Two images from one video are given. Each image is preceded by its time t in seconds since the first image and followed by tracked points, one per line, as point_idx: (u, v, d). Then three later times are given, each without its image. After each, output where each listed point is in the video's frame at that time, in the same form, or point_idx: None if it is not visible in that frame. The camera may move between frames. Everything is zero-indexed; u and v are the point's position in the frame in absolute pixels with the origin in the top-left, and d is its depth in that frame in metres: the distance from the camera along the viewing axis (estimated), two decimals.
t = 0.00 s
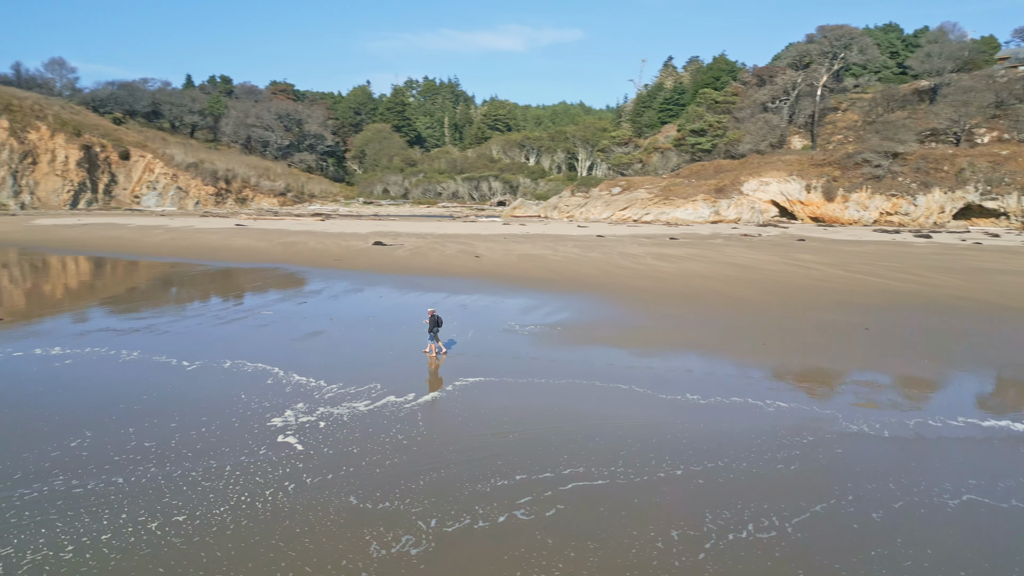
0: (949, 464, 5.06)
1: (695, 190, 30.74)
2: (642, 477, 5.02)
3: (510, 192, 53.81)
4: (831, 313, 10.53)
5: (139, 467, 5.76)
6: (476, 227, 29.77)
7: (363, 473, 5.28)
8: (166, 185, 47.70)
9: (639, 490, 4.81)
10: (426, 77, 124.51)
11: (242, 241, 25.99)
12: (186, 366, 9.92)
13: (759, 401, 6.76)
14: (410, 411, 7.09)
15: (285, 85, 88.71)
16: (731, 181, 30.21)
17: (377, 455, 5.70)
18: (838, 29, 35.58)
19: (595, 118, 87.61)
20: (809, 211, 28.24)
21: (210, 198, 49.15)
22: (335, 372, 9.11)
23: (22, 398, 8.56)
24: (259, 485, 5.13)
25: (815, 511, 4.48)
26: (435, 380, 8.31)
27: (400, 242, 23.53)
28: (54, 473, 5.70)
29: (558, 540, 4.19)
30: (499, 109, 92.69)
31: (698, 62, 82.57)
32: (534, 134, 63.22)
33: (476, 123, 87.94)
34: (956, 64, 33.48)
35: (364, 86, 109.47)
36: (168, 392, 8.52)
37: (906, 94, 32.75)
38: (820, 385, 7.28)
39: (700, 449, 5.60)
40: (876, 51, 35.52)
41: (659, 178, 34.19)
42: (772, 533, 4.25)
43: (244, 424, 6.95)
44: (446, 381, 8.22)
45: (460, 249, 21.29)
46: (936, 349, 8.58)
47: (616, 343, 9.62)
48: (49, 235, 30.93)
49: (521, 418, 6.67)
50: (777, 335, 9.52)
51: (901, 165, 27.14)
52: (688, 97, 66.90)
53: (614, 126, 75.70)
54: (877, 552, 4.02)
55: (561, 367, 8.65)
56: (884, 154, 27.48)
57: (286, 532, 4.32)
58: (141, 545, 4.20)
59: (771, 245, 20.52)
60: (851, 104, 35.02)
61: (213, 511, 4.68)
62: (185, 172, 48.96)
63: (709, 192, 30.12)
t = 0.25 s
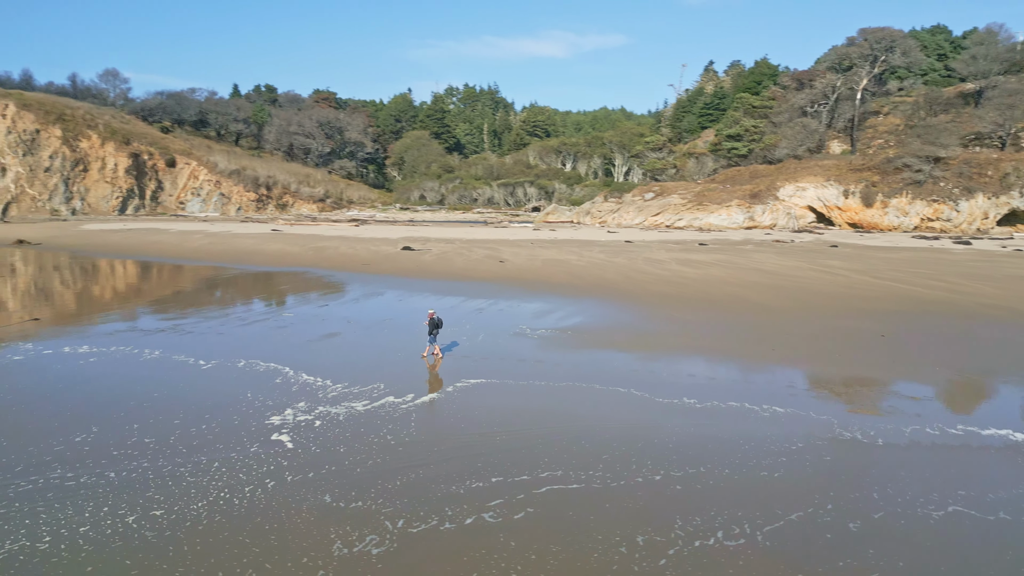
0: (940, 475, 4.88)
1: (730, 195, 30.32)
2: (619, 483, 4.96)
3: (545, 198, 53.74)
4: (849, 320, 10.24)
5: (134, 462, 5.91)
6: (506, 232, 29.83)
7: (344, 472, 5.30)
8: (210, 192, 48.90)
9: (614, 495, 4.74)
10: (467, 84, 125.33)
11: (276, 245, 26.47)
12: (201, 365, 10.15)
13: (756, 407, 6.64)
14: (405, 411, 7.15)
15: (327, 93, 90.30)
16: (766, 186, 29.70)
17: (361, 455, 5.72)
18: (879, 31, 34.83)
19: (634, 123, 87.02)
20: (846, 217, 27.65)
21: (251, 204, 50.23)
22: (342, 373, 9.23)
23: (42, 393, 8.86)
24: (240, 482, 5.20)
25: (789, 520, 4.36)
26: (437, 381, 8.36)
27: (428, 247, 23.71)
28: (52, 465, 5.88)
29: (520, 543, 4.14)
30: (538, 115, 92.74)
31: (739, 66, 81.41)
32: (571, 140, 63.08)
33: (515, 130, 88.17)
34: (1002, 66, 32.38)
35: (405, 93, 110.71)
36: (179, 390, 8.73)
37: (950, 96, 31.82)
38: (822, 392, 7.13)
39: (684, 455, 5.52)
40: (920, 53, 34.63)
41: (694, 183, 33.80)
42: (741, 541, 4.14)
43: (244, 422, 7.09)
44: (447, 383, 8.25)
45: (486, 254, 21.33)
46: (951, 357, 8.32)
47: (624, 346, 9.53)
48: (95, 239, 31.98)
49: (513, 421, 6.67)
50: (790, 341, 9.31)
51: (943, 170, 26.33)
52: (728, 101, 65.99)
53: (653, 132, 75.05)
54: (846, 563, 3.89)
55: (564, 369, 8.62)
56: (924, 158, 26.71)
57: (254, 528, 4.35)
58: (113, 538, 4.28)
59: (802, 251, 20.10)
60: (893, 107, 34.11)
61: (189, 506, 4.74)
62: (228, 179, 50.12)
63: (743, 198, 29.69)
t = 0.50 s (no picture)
0: (927, 483, 4.74)
1: (758, 199, 29.94)
2: (596, 486, 4.91)
3: (574, 203, 53.32)
4: (862, 325, 10.01)
5: (127, 457, 6.03)
6: (531, 236, 29.84)
7: (324, 472, 5.32)
8: (243, 197, 49.77)
9: (588, 499, 4.70)
10: (500, 89, 125.72)
11: (302, 249, 26.84)
12: (213, 364, 10.33)
13: (750, 412, 6.55)
14: (398, 411, 7.20)
15: (361, 99, 91.40)
16: (796, 190, 29.24)
17: (346, 455, 5.75)
18: (913, 33, 34.19)
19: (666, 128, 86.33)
20: (878, 221, 27.09)
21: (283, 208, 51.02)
22: (347, 374, 9.33)
23: (57, 389, 9.10)
24: (222, 478, 5.26)
25: (762, 527, 4.26)
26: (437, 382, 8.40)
27: (450, 250, 23.82)
28: (49, 460, 6.03)
29: (484, 546, 4.11)
30: (570, 120, 92.58)
31: (774, 69, 80.27)
32: (601, 144, 62.84)
33: (547, 134, 88.14)
34: None
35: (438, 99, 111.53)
36: (187, 389, 8.89)
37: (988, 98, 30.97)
38: (821, 396, 7.00)
39: (668, 459, 5.46)
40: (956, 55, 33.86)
41: (722, 187, 33.42)
42: (708, 546, 4.07)
43: (242, 419, 7.20)
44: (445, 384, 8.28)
45: (506, 257, 21.36)
46: (962, 362, 8.09)
47: (629, 349, 9.46)
48: (130, 242, 32.80)
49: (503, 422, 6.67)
50: (797, 345, 9.13)
51: (978, 173, 25.63)
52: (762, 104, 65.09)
53: (685, 136, 74.38)
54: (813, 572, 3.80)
55: (565, 371, 8.59)
56: (959, 162, 26.02)
57: (225, 524, 4.39)
58: (88, 530, 4.36)
59: (827, 256, 19.72)
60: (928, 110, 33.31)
61: (167, 502, 4.80)
62: (261, 184, 50.95)
63: (772, 202, 29.31)
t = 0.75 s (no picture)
0: (905, 492, 4.60)
1: (790, 203, 29.48)
2: (567, 487, 4.87)
3: (606, 207, 53.25)
4: (874, 330, 9.76)
5: (121, 450, 6.18)
6: (558, 240, 29.81)
7: (303, 468, 5.38)
8: (280, 201, 50.63)
9: (555, 500, 4.66)
10: (537, 94, 125.89)
11: (331, 252, 27.21)
12: (224, 363, 10.53)
13: (741, 415, 6.43)
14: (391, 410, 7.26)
15: (398, 105, 92.46)
16: (829, 194, 28.69)
17: (328, 452, 5.81)
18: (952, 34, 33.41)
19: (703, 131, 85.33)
20: (915, 225, 26.27)
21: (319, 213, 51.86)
22: (351, 373, 9.43)
23: (74, 385, 9.39)
24: (204, 473, 5.36)
25: (726, 531, 4.19)
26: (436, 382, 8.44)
27: (474, 254, 23.92)
28: (48, 452, 6.22)
29: (440, 544, 4.11)
30: (606, 123, 92.14)
31: (814, 71, 78.72)
32: (635, 147, 62.41)
33: (582, 138, 87.88)
34: None
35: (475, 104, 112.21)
36: (195, 386, 9.09)
37: None
38: (818, 400, 6.84)
39: (647, 461, 5.39)
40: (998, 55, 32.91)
41: (754, 191, 32.94)
42: (666, 549, 4.01)
43: (240, 415, 7.32)
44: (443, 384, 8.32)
45: (528, 261, 21.36)
46: (973, 368, 7.83)
47: (633, 351, 9.38)
48: (168, 245, 33.69)
49: (491, 422, 6.68)
50: (804, 348, 8.95)
51: (1019, 176, 24.79)
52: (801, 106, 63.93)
53: (722, 140, 73.40)
54: None
55: (565, 372, 8.56)
56: (998, 164, 25.14)
57: (194, 518, 4.47)
58: (63, 521, 4.48)
59: (855, 260, 19.27)
60: (970, 111, 32.34)
61: (145, 495, 4.92)
62: (297, 188, 51.77)
63: (805, 206, 28.87)
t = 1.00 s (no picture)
0: (882, 495, 4.49)
1: (818, 205, 28.98)
2: (540, 487, 4.84)
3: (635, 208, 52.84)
4: (884, 332, 9.55)
5: (117, 444, 6.32)
6: (582, 242, 29.74)
7: (285, 464, 5.45)
8: (310, 204, 51.29)
9: (526, 499, 4.64)
10: (568, 97, 125.79)
11: (355, 254, 27.47)
12: (235, 361, 10.69)
13: (732, 416, 6.33)
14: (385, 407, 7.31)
15: (430, 109, 93.15)
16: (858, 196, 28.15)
17: (313, 448, 5.87)
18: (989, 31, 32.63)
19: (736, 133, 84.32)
20: (947, 228, 25.64)
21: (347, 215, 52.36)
22: (355, 371, 9.51)
23: (87, 380, 9.63)
24: (189, 467, 5.45)
25: (691, 532, 4.13)
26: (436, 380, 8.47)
27: (495, 255, 23.98)
28: (47, 444, 6.38)
29: (402, 541, 4.12)
30: (637, 126, 91.63)
31: (850, 71, 77.30)
32: (664, 149, 61.95)
33: (613, 141, 87.49)
34: None
35: (507, 108, 112.62)
36: (202, 382, 9.25)
37: None
38: (815, 402, 6.71)
39: (627, 461, 5.34)
40: None
41: (782, 193, 32.47)
42: (627, 550, 3.98)
43: (238, 411, 7.43)
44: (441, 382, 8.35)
45: (547, 262, 21.35)
46: (980, 372, 7.62)
47: (637, 351, 9.30)
48: (199, 247, 34.39)
49: (481, 420, 6.68)
50: (810, 351, 8.79)
51: None
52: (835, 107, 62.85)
53: (755, 141, 72.46)
54: None
55: (564, 372, 8.53)
56: None
57: (168, 511, 4.55)
58: (43, 512, 4.59)
59: (880, 262, 18.87)
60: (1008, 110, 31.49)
61: (128, 488, 5.03)
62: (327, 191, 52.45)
63: (833, 208, 28.33)
